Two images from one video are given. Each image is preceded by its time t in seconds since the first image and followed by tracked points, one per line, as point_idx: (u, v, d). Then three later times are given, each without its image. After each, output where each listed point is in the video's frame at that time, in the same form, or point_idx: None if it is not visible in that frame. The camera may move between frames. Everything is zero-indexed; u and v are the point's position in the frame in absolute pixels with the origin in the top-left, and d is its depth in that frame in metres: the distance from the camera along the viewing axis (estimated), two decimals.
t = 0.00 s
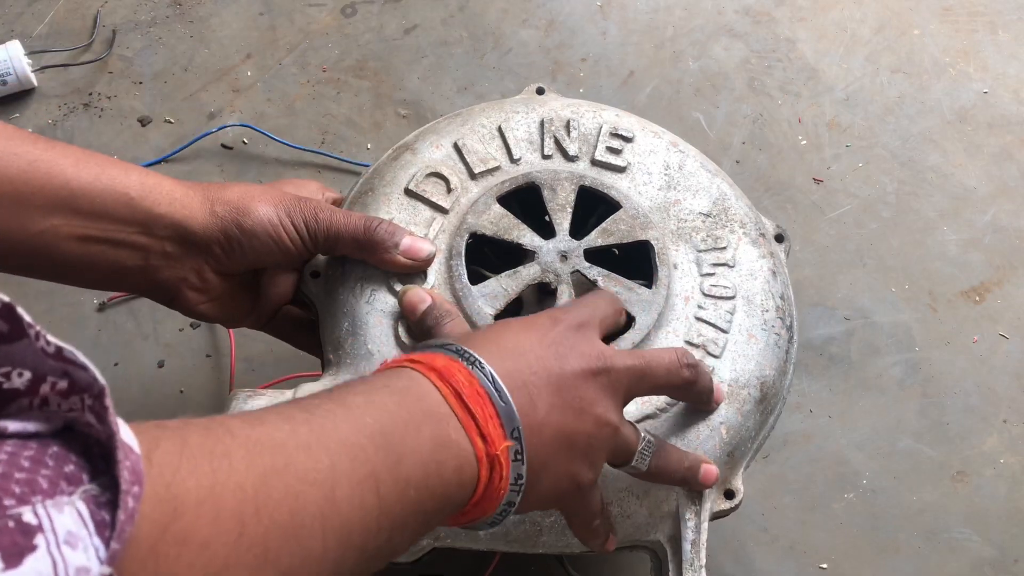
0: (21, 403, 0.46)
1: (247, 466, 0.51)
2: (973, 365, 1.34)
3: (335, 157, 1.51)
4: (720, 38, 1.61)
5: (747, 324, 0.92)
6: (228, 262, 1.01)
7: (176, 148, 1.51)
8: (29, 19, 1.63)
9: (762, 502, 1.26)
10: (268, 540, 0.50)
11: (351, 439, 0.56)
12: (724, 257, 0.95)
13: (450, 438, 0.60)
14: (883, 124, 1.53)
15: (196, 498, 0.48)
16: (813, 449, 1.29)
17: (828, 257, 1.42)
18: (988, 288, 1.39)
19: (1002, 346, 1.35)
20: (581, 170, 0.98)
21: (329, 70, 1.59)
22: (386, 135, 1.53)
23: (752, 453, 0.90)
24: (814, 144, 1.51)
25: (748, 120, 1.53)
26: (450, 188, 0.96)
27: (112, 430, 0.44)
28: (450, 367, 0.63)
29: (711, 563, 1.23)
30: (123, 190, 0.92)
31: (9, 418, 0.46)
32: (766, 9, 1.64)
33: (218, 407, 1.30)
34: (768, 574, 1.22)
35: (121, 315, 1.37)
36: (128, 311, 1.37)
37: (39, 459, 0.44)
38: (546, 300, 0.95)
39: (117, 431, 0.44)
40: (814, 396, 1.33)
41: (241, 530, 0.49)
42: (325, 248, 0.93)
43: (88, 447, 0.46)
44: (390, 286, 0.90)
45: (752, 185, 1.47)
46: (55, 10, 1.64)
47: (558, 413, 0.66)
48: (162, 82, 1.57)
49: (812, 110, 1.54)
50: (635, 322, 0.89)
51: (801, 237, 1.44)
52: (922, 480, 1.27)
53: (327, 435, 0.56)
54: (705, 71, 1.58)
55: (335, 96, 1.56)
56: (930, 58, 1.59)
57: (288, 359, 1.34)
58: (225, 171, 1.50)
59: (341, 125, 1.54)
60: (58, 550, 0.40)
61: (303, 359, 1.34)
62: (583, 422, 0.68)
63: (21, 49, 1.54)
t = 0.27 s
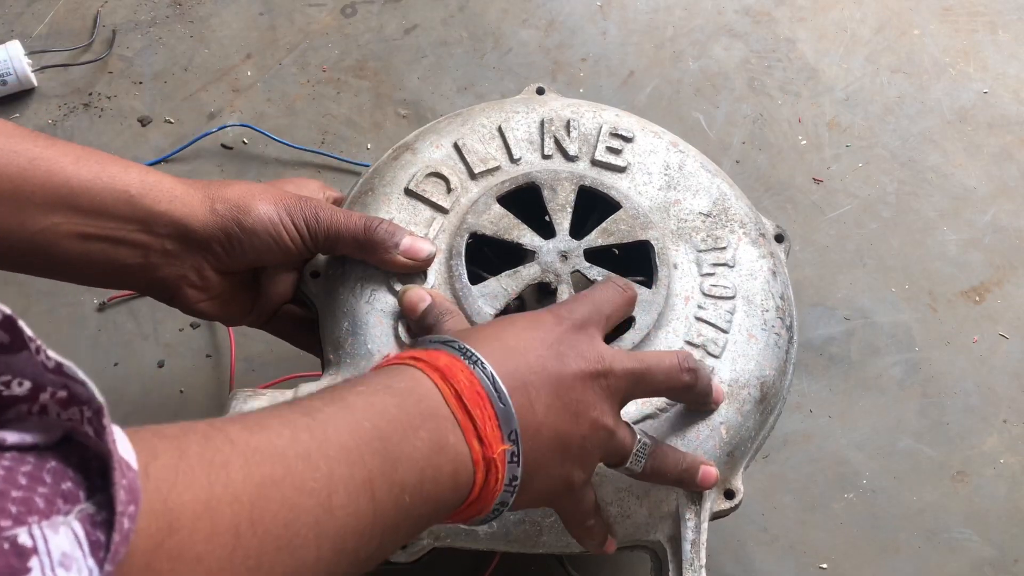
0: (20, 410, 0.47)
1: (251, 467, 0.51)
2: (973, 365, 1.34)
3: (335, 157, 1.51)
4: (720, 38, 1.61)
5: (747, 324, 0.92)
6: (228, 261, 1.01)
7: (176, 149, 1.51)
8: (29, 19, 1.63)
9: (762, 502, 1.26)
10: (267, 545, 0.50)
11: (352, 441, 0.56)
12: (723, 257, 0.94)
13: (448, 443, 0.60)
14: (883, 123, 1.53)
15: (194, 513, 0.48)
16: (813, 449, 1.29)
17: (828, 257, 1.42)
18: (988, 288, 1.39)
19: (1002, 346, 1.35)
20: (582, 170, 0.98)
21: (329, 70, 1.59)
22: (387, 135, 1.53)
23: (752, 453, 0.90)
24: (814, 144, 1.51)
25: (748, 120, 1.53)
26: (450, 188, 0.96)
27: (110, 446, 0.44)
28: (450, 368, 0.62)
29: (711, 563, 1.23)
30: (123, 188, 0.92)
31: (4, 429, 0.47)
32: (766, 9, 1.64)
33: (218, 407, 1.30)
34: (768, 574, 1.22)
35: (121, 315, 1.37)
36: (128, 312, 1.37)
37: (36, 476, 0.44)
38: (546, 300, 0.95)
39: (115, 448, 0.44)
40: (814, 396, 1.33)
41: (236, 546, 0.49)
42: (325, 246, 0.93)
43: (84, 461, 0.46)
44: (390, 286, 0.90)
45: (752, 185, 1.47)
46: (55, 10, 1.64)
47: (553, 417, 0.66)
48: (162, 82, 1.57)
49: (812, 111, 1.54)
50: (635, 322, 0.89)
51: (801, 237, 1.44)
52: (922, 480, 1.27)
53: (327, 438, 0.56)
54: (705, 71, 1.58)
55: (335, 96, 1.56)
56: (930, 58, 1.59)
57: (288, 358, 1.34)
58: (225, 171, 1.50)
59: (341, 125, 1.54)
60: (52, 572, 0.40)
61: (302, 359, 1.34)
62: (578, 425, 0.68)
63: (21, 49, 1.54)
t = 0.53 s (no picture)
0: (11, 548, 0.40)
1: (240, 537, 0.50)
2: (973, 365, 1.34)
3: (335, 157, 1.51)
4: (720, 38, 1.61)
5: (747, 323, 0.92)
6: (228, 241, 1.01)
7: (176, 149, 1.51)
8: (29, 19, 1.63)
9: (762, 502, 1.26)
10: None
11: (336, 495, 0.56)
12: (723, 256, 0.94)
13: (435, 470, 0.60)
14: (883, 123, 1.53)
15: None
16: (813, 450, 1.29)
17: (828, 257, 1.42)
18: (988, 288, 1.39)
19: (1002, 346, 1.35)
20: (581, 169, 0.98)
21: (329, 70, 1.59)
22: (386, 135, 1.53)
23: (752, 452, 0.90)
24: (814, 144, 1.51)
25: (748, 120, 1.53)
26: (450, 187, 0.96)
27: None
28: (434, 388, 0.62)
29: (711, 563, 1.23)
30: (128, 164, 0.91)
31: None
32: (766, 9, 1.64)
33: (218, 407, 1.30)
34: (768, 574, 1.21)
35: (121, 315, 1.37)
36: (128, 311, 1.37)
37: None
38: (546, 299, 0.95)
39: None
40: (814, 396, 1.33)
41: None
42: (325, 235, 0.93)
43: None
44: (389, 285, 0.90)
45: (752, 185, 1.47)
46: (56, 10, 1.64)
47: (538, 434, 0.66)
48: (162, 82, 1.57)
49: (812, 110, 1.54)
50: (635, 322, 0.89)
51: (801, 237, 1.44)
52: (922, 480, 1.27)
53: (312, 494, 0.55)
54: (705, 71, 1.58)
55: (335, 96, 1.56)
56: (930, 58, 1.59)
57: (287, 358, 1.34)
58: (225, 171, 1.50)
59: (341, 125, 1.54)
60: None
61: (302, 360, 1.34)
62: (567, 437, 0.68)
63: (21, 49, 1.54)
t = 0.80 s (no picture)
0: None
1: (274, 574, 0.50)
2: (973, 365, 1.34)
3: (335, 157, 1.50)
4: (720, 38, 1.61)
5: (747, 324, 0.92)
6: (230, 229, 1.02)
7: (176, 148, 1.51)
8: (29, 19, 1.63)
9: (762, 502, 1.26)
10: None
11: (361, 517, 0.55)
12: (723, 257, 0.95)
13: (456, 477, 0.59)
14: (883, 123, 1.53)
15: None
16: (813, 450, 1.29)
17: (828, 257, 1.42)
18: (988, 288, 1.39)
19: (1002, 347, 1.35)
20: (582, 170, 0.98)
21: (329, 70, 1.58)
22: (386, 135, 1.53)
23: (752, 454, 0.90)
24: (814, 144, 1.51)
25: (748, 120, 1.53)
26: (450, 187, 0.96)
27: None
28: (451, 388, 0.61)
29: (711, 563, 1.23)
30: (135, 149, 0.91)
31: None
32: (766, 9, 1.64)
33: (218, 407, 1.30)
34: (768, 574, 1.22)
35: (121, 316, 1.37)
36: (128, 312, 1.37)
37: None
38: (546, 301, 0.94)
39: None
40: (814, 396, 1.33)
41: None
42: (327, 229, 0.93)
43: None
44: (391, 286, 0.90)
45: (752, 185, 1.47)
46: (55, 10, 1.64)
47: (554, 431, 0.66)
48: (162, 82, 1.57)
49: (812, 110, 1.54)
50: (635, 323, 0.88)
51: (801, 237, 1.44)
52: (922, 480, 1.27)
53: (338, 521, 0.54)
54: (706, 71, 1.58)
55: (335, 96, 1.56)
56: (930, 58, 1.59)
57: (287, 359, 1.34)
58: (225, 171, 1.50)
59: (341, 125, 1.54)
60: None
61: (302, 360, 1.34)
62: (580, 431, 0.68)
63: (21, 49, 1.54)
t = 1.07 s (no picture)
0: None
1: (309, 555, 0.49)
2: (973, 365, 1.34)
3: (335, 157, 1.50)
4: (720, 38, 1.61)
5: (747, 327, 0.92)
6: (230, 232, 1.02)
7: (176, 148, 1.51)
8: (29, 19, 1.63)
9: (762, 502, 1.26)
10: None
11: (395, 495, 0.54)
12: (724, 260, 0.95)
13: (486, 455, 0.59)
14: (883, 123, 1.53)
15: None
16: (813, 450, 1.29)
17: (828, 257, 1.42)
18: (988, 288, 1.39)
19: (1002, 347, 1.35)
20: (583, 172, 0.98)
21: (329, 70, 1.58)
22: (386, 135, 1.53)
23: (752, 457, 0.90)
24: (814, 144, 1.51)
25: (748, 120, 1.53)
26: (451, 190, 0.96)
27: None
28: (485, 364, 0.61)
29: (711, 564, 1.23)
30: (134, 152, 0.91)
31: None
32: (766, 9, 1.64)
33: (218, 408, 1.30)
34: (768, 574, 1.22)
35: (121, 316, 1.37)
36: (128, 312, 1.37)
37: None
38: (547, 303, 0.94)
39: None
40: (814, 396, 1.33)
41: None
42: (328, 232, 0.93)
43: None
44: (392, 288, 0.90)
45: (752, 185, 1.47)
46: (55, 10, 1.64)
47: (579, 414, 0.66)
48: (162, 82, 1.57)
49: (812, 110, 1.54)
50: (636, 326, 0.88)
51: (801, 237, 1.44)
52: (922, 480, 1.27)
53: (371, 502, 0.53)
54: (706, 71, 1.58)
55: (335, 96, 1.56)
56: (930, 58, 1.59)
57: (287, 359, 1.34)
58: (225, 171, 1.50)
59: (340, 125, 1.54)
60: None
61: (302, 361, 1.34)
62: (605, 415, 0.68)
63: (21, 49, 1.53)
